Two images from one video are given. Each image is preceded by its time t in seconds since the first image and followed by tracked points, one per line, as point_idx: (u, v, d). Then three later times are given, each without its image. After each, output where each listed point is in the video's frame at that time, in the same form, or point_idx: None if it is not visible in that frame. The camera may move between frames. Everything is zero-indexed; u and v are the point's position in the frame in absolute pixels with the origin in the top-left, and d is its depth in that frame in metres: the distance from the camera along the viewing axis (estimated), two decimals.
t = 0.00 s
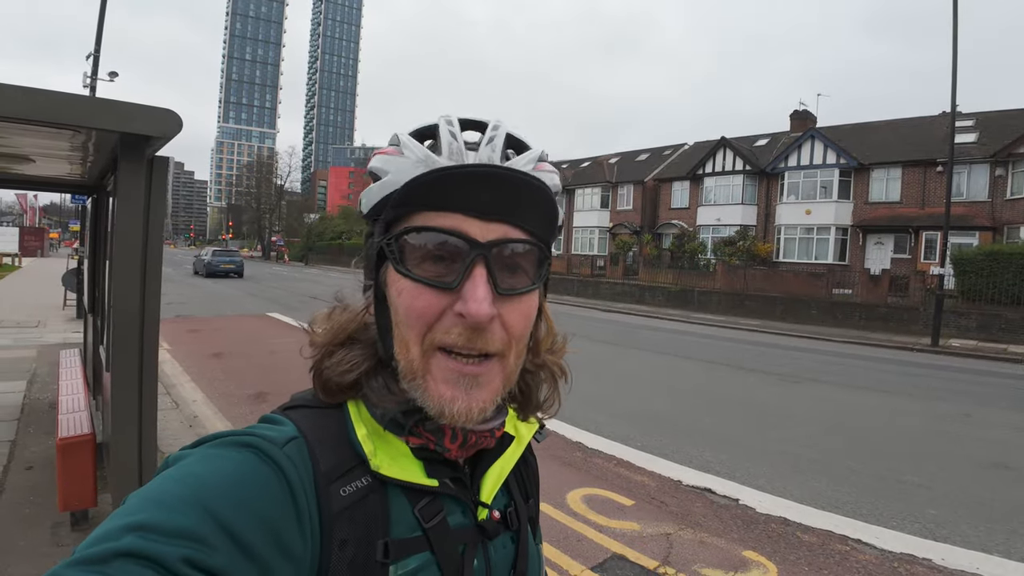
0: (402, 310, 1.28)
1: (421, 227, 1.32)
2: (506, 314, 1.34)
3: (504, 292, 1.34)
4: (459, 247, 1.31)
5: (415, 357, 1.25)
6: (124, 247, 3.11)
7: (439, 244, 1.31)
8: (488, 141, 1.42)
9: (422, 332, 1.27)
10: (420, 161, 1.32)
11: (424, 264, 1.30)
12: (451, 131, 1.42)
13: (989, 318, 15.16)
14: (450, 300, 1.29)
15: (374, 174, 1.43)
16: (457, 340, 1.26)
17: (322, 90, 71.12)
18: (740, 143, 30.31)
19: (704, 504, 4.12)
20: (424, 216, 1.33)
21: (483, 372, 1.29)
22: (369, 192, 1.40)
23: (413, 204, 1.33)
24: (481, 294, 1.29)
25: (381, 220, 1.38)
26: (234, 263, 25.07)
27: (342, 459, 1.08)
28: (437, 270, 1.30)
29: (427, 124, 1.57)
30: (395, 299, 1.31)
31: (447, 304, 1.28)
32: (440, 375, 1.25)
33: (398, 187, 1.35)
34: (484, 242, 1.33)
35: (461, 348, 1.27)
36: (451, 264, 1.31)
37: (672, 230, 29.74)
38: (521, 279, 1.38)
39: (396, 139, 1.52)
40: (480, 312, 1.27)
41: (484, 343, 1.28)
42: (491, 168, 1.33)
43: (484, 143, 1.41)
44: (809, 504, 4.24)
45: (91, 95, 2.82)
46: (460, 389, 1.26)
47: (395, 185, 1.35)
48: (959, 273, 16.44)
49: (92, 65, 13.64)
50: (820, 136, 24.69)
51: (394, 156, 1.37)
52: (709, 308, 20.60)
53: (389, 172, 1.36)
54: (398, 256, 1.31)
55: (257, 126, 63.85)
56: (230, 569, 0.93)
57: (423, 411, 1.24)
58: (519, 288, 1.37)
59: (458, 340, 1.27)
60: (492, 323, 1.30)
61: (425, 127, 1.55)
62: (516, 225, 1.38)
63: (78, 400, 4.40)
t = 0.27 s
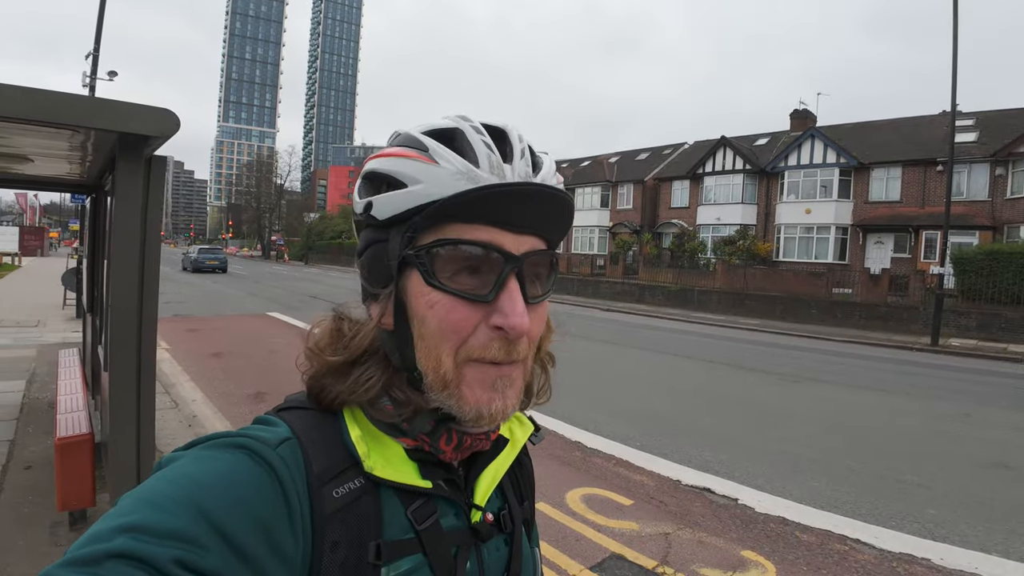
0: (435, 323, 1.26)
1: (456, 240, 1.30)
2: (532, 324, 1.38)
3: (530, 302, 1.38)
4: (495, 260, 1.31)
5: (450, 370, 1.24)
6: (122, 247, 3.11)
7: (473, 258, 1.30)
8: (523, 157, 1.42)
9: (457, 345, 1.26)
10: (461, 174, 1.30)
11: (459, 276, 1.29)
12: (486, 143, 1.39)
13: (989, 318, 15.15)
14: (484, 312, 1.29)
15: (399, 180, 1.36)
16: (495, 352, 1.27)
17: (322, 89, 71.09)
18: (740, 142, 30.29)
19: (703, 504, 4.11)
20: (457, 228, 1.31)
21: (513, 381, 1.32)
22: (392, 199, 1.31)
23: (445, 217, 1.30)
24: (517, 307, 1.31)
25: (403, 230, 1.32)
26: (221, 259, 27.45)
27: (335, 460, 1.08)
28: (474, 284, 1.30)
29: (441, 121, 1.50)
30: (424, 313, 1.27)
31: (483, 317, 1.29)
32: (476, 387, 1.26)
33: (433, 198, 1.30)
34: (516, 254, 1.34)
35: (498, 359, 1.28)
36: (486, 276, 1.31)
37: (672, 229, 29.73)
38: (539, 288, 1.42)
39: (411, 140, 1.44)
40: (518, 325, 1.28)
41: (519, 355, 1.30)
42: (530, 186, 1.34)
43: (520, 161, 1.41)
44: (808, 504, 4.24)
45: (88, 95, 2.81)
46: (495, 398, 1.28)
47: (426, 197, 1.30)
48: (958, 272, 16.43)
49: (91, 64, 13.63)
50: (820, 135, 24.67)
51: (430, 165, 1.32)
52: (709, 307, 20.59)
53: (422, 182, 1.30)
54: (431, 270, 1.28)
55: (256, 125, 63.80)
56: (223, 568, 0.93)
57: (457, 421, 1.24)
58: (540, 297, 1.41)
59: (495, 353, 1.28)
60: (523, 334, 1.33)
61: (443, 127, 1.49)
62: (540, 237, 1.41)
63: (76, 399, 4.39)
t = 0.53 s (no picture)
0: (440, 330, 1.25)
1: (465, 247, 1.28)
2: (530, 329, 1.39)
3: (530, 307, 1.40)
4: (502, 268, 1.31)
5: (453, 377, 1.23)
6: (120, 246, 3.10)
7: (481, 265, 1.29)
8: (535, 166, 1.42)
9: (461, 352, 1.26)
10: (477, 183, 1.27)
11: (466, 283, 1.27)
12: (500, 148, 1.36)
13: (990, 317, 15.12)
14: (490, 319, 1.29)
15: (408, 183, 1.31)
16: (499, 360, 1.28)
17: (323, 89, 71.04)
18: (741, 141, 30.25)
19: (702, 503, 4.11)
20: (465, 236, 1.28)
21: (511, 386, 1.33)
22: (401, 203, 1.26)
23: (456, 224, 1.27)
24: (521, 315, 1.31)
25: (409, 233, 1.27)
26: (210, 256, 29.44)
27: (318, 460, 1.06)
28: (482, 292, 1.28)
29: (451, 120, 1.45)
30: (431, 319, 1.25)
31: (487, 323, 1.28)
32: (477, 393, 1.26)
33: (446, 204, 1.26)
34: (521, 262, 1.34)
35: (500, 366, 1.28)
36: (493, 283, 1.30)
37: (672, 228, 29.70)
38: (533, 293, 1.43)
39: (418, 138, 1.39)
40: (523, 333, 1.29)
41: (519, 361, 1.32)
42: (543, 199, 1.35)
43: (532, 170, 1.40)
44: (807, 504, 4.23)
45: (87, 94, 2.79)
46: (495, 403, 1.29)
47: (438, 204, 1.26)
48: (959, 271, 16.39)
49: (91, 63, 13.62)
50: (820, 134, 24.63)
51: (443, 170, 1.28)
52: (709, 306, 20.55)
53: (434, 188, 1.27)
54: (440, 276, 1.25)
55: (257, 124, 63.75)
56: (203, 571, 0.92)
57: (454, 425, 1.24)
58: (538, 302, 1.42)
59: (498, 360, 1.28)
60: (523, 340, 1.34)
61: (452, 126, 1.44)
62: (541, 244, 1.41)
63: (75, 399, 4.38)
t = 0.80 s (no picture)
0: (461, 334, 1.24)
1: (495, 257, 1.29)
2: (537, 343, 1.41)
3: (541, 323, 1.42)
4: (524, 282, 1.32)
5: (467, 382, 1.24)
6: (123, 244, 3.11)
7: (508, 276, 1.30)
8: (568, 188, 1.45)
9: (477, 358, 1.26)
10: (522, 199, 1.29)
11: (491, 292, 1.28)
12: (544, 167, 1.39)
13: (993, 317, 15.09)
14: (508, 329, 1.30)
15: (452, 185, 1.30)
16: (512, 371, 1.29)
17: (325, 87, 71.11)
18: (743, 140, 30.21)
19: (704, 503, 4.10)
20: (498, 247, 1.29)
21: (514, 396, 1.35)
22: (443, 206, 1.25)
23: (493, 233, 1.28)
24: (536, 330, 1.33)
25: (443, 237, 1.26)
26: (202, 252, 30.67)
27: (304, 457, 1.04)
28: (505, 303, 1.29)
29: (494, 130, 1.46)
30: (454, 323, 1.25)
31: (505, 334, 1.29)
32: (486, 402, 1.26)
33: (489, 214, 1.27)
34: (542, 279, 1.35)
35: (511, 378, 1.29)
36: (516, 295, 1.31)
37: (674, 227, 29.68)
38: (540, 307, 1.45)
39: (462, 141, 1.38)
40: (538, 348, 1.32)
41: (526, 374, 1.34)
42: (577, 225, 1.39)
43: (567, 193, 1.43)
44: (808, 503, 4.22)
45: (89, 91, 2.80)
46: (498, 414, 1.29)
47: (483, 212, 1.27)
48: (962, 271, 16.34)
49: (94, 62, 13.64)
50: (823, 134, 24.58)
51: (491, 181, 1.29)
52: (711, 306, 20.54)
53: (481, 197, 1.27)
54: (470, 282, 1.26)
55: (259, 123, 63.79)
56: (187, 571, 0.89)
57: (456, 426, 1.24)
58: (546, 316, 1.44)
59: (511, 371, 1.30)
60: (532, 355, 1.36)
61: (495, 137, 1.44)
62: (558, 264, 1.44)
63: (78, 397, 4.40)
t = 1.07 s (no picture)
0: (477, 337, 1.20)
1: (518, 265, 1.26)
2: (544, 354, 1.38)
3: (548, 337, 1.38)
4: (541, 292, 1.29)
5: (476, 384, 1.20)
6: (127, 242, 3.12)
7: (526, 283, 1.26)
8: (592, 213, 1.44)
9: (488, 362, 1.22)
10: (556, 219, 1.29)
11: (510, 300, 1.24)
12: (576, 189, 1.38)
13: (1000, 318, 15.00)
14: (520, 337, 1.25)
15: (488, 191, 1.28)
16: (519, 380, 1.25)
17: (329, 87, 71.17)
18: (748, 140, 30.11)
19: (707, 503, 4.08)
20: (523, 256, 1.26)
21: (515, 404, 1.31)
22: (476, 207, 1.23)
23: (522, 241, 1.26)
24: (548, 341, 1.30)
25: (470, 238, 1.23)
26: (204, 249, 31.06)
27: (288, 457, 1.02)
28: (522, 310, 1.25)
29: (529, 144, 1.43)
30: (471, 323, 1.20)
31: (517, 342, 1.24)
32: (489, 408, 1.21)
33: (522, 225, 1.26)
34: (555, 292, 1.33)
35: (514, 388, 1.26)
36: (531, 305, 1.27)
37: (678, 227, 29.61)
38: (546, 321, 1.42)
39: (503, 151, 1.36)
40: (545, 357, 1.27)
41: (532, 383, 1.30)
42: (599, 250, 1.38)
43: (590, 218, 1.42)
44: (813, 504, 4.20)
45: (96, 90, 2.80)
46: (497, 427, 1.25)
47: (517, 224, 1.25)
48: (969, 271, 16.24)
49: (101, 61, 13.71)
50: (829, 133, 24.47)
51: (530, 196, 1.27)
52: (715, 305, 20.48)
53: (518, 209, 1.25)
54: (493, 286, 1.22)
55: (263, 122, 63.89)
56: None
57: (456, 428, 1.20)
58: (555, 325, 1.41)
59: (518, 379, 1.26)
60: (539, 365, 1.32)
61: (529, 151, 1.41)
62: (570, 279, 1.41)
63: (82, 394, 4.41)
